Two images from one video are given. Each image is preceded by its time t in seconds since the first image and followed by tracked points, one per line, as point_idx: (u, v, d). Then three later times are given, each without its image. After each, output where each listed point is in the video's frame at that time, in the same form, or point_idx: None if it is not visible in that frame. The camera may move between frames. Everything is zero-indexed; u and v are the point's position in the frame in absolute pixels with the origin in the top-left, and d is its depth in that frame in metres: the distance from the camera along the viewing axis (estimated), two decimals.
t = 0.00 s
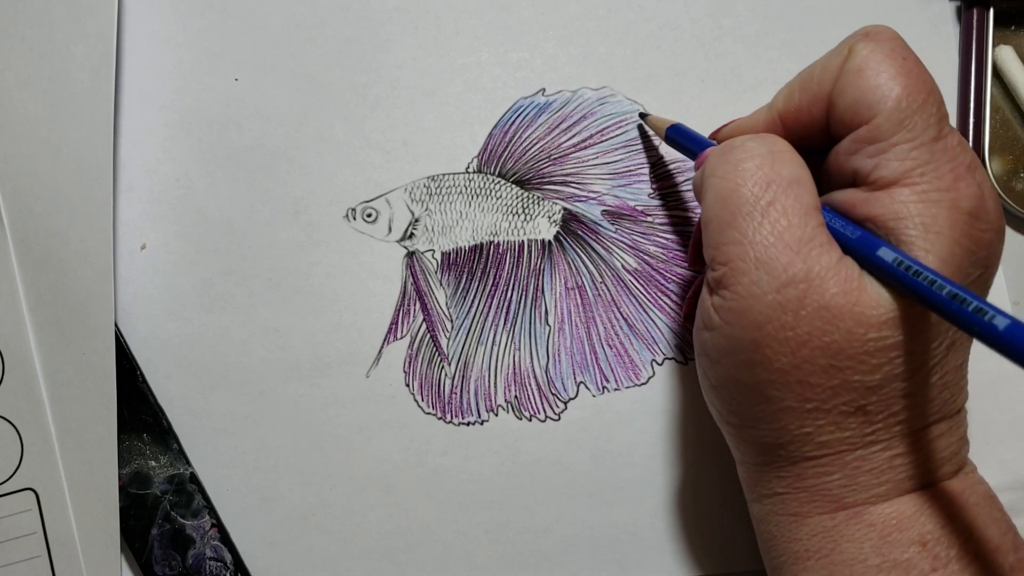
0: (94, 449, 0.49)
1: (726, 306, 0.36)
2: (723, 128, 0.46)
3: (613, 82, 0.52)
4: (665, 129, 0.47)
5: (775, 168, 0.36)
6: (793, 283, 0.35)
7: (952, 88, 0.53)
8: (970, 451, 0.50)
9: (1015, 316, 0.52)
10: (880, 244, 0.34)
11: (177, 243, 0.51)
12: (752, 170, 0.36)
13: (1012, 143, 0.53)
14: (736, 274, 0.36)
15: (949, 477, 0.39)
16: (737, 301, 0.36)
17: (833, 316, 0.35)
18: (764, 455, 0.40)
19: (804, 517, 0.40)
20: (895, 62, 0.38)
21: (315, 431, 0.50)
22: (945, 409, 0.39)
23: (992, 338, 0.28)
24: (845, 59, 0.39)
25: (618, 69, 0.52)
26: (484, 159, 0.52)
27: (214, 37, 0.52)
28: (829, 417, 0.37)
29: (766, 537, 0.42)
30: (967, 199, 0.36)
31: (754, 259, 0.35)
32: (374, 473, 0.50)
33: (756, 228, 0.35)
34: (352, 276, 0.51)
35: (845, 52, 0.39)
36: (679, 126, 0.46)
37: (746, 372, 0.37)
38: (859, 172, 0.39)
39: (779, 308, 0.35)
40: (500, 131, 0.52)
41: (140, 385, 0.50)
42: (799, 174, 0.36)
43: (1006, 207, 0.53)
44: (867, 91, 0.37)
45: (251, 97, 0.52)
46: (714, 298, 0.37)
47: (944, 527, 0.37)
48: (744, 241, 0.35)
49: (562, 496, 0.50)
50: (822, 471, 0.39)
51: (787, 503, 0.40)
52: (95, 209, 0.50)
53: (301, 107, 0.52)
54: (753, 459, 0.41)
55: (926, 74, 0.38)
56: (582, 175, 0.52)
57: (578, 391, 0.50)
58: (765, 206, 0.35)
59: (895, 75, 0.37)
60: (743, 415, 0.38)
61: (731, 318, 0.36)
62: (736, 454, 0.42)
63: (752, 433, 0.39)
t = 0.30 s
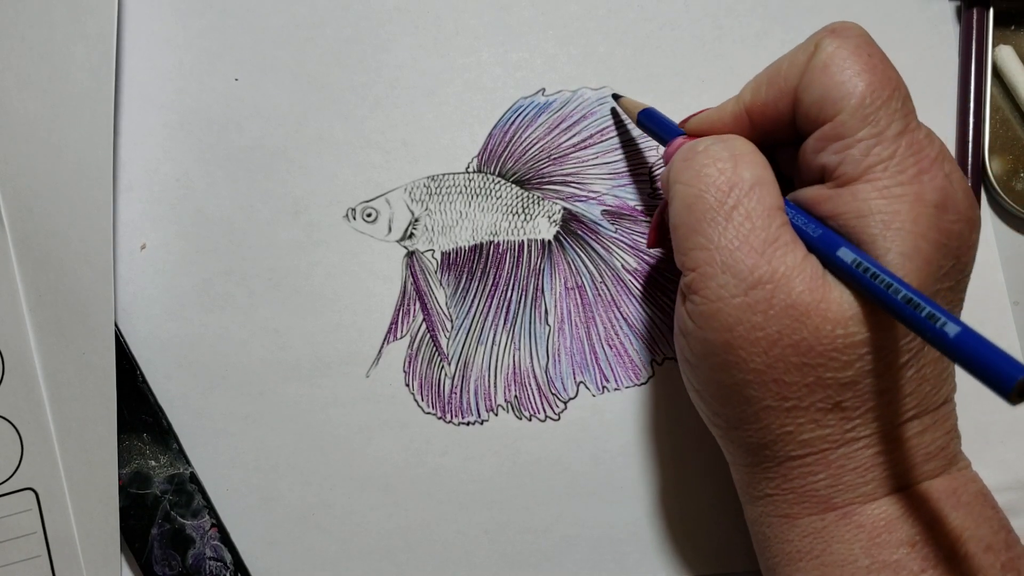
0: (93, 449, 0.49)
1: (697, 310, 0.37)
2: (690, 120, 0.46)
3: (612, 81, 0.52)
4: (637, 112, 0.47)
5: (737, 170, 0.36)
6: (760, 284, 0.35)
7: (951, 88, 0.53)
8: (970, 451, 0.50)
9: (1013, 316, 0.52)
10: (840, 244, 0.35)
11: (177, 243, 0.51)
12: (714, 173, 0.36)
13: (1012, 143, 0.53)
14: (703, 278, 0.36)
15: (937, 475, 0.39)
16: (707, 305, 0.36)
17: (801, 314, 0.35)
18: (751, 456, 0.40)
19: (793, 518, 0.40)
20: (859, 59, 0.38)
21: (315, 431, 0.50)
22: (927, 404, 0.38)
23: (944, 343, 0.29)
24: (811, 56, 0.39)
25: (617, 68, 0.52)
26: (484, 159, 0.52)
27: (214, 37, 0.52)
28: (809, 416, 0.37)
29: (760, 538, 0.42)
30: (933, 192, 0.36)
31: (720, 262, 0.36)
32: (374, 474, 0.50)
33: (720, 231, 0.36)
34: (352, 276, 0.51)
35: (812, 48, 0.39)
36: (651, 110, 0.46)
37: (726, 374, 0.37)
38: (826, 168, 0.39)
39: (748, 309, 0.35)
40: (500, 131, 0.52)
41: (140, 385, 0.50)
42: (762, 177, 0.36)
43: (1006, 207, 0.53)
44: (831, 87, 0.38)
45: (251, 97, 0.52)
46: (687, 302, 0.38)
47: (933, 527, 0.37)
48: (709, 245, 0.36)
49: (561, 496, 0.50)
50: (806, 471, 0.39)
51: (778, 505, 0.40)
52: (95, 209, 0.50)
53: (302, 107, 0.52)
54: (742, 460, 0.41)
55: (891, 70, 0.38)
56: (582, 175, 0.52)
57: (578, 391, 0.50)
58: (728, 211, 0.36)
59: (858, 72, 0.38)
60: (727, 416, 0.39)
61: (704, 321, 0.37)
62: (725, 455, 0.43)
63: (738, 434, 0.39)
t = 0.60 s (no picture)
0: (93, 448, 0.49)
1: (713, 313, 0.36)
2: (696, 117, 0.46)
3: (612, 82, 0.52)
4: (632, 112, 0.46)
5: (750, 172, 0.35)
6: (775, 289, 0.35)
7: (952, 88, 0.53)
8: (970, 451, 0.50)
9: (1014, 316, 0.52)
10: (857, 246, 0.35)
11: (177, 243, 0.51)
12: (727, 176, 0.35)
13: (1012, 144, 0.53)
14: (717, 283, 0.36)
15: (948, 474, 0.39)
16: (723, 310, 0.36)
17: (818, 319, 0.35)
18: (762, 457, 0.40)
19: (804, 518, 0.40)
20: (873, 60, 0.38)
21: (315, 431, 0.50)
22: (939, 404, 0.39)
23: (974, 345, 0.30)
24: (822, 57, 0.39)
25: (617, 69, 0.52)
26: (484, 159, 0.52)
27: (214, 37, 0.52)
28: (825, 419, 0.37)
29: (768, 538, 0.42)
30: (948, 192, 0.36)
31: (735, 267, 0.35)
32: (374, 474, 0.50)
33: (734, 235, 0.35)
34: (352, 276, 0.51)
35: (822, 49, 0.39)
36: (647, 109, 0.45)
37: (742, 377, 0.37)
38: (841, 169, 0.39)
39: (765, 314, 0.35)
40: (500, 131, 0.52)
41: (140, 385, 0.50)
42: (771, 177, 0.35)
43: (1006, 208, 0.53)
44: (844, 89, 0.38)
45: (251, 97, 0.52)
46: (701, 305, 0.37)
47: (944, 526, 0.37)
48: (723, 250, 0.35)
49: (561, 496, 0.50)
50: (819, 472, 0.38)
51: (788, 505, 0.40)
52: (94, 209, 0.50)
53: (302, 107, 0.52)
54: (753, 461, 0.41)
55: (903, 71, 0.38)
56: (582, 175, 0.52)
57: (578, 391, 0.50)
58: (742, 215, 0.35)
59: (871, 74, 0.37)
60: (740, 417, 0.39)
61: (719, 325, 0.36)
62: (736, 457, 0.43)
63: (752, 437, 0.39)
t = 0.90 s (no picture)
0: (94, 448, 0.49)
1: (803, 308, 0.35)
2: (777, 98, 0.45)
3: (613, 82, 0.52)
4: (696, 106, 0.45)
5: (861, 166, 0.34)
6: (875, 290, 0.34)
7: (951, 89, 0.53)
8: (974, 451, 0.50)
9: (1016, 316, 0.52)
10: (960, 251, 0.34)
11: (177, 243, 0.51)
12: (841, 168, 0.34)
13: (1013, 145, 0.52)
14: (814, 278, 0.34)
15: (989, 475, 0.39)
16: (813, 305, 0.35)
17: (912, 325, 0.34)
18: (812, 453, 0.39)
19: (846, 512, 0.39)
20: (981, 61, 0.38)
21: (315, 431, 0.50)
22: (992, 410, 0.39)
23: None
24: (931, 49, 0.38)
25: (618, 69, 0.52)
26: (484, 159, 0.52)
27: (214, 37, 0.52)
28: (893, 421, 0.37)
29: (798, 532, 0.42)
30: None
31: (837, 263, 0.34)
32: (374, 473, 0.50)
33: (841, 230, 0.34)
34: (352, 276, 0.51)
35: (931, 40, 0.39)
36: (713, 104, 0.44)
37: (812, 376, 0.36)
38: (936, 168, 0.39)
39: (858, 314, 0.34)
40: (500, 131, 0.52)
41: (140, 385, 0.50)
42: (878, 171, 0.34)
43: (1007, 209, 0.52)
44: (953, 86, 0.37)
45: (251, 97, 0.52)
46: (787, 299, 0.36)
47: (985, 522, 0.38)
48: (829, 242, 0.34)
49: (562, 496, 0.50)
50: (872, 468, 0.38)
51: (830, 499, 0.40)
52: (95, 210, 0.50)
53: (302, 107, 0.52)
54: (794, 455, 0.40)
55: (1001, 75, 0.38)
56: (582, 175, 0.52)
57: (578, 391, 0.50)
58: (847, 206, 0.34)
59: (981, 74, 0.37)
60: (796, 414, 0.38)
61: (805, 321, 0.35)
62: (774, 451, 0.42)
63: (803, 432, 0.39)
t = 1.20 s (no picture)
0: (94, 449, 0.49)
1: (817, 302, 0.35)
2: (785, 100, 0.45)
3: (613, 82, 0.52)
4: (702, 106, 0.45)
5: (874, 163, 0.34)
6: (889, 285, 0.34)
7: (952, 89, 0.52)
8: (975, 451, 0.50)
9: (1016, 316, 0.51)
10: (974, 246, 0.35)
11: (177, 243, 0.51)
12: (854, 165, 0.34)
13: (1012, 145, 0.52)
14: (828, 272, 0.35)
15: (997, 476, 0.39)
16: (827, 299, 0.35)
17: (926, 320, 0.34)
18: (822, 450, 0.39)
19: (856, 508, 0.39)
20: (993, 60, 0.38)
21: (315, 431, 0.50)
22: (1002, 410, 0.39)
23: None
24: (943, 47, 0.38)
25: (618, 69, 0.52)
26: (484, 160, 0.52)
27: (214, 37, 0.52)
28: (906, 416, 0.37)
29: (805, 529, 0.41)
30: None
31: (851, 257, 0.34)
32: (374, 473, 0.50)
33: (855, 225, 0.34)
34: (352, 276, 0.51)
35: (943, 39, 0.39)
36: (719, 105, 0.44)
37: (827, 370, 0.36)
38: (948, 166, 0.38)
39: (871, 309, 0.34)
40: (500, 131, 0.52)
41: (140, 385, 0.50)
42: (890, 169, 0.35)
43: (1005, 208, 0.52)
44: (966, 84, 0.37)
45: (251, 97, 0.52)
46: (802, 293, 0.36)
47: (994, 521, 0.38)
48: (842, 237, 0.34)
49: (563, 496, 0.50)
50: (884, 464, 0.38)
51: (839, 495, 0.39)
52: (95, 210, 0.50)
53: (302, 107, 0.52)
54: (804, 451, 0.40)
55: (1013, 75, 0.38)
56: (582, 175, 0.52)
57: (578, 391, 0.50)
58: (860, 199, 0.34)
59: (994, 73, 0.37)
60: (807, 408, 0.38)
61: (819, 315, 0.35)
62: (782, 446, 0.42)
63: (813, 428, 0.39)
